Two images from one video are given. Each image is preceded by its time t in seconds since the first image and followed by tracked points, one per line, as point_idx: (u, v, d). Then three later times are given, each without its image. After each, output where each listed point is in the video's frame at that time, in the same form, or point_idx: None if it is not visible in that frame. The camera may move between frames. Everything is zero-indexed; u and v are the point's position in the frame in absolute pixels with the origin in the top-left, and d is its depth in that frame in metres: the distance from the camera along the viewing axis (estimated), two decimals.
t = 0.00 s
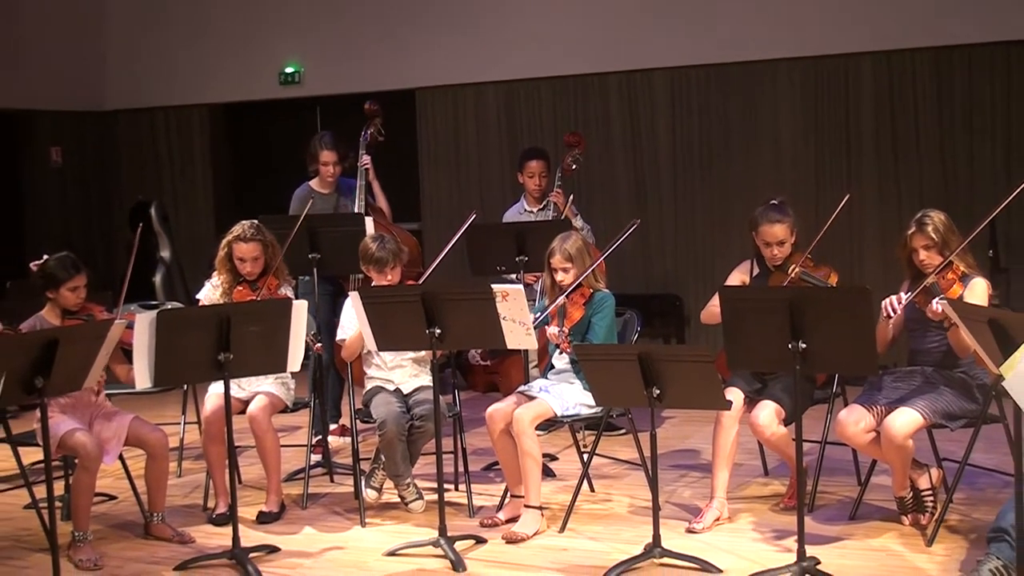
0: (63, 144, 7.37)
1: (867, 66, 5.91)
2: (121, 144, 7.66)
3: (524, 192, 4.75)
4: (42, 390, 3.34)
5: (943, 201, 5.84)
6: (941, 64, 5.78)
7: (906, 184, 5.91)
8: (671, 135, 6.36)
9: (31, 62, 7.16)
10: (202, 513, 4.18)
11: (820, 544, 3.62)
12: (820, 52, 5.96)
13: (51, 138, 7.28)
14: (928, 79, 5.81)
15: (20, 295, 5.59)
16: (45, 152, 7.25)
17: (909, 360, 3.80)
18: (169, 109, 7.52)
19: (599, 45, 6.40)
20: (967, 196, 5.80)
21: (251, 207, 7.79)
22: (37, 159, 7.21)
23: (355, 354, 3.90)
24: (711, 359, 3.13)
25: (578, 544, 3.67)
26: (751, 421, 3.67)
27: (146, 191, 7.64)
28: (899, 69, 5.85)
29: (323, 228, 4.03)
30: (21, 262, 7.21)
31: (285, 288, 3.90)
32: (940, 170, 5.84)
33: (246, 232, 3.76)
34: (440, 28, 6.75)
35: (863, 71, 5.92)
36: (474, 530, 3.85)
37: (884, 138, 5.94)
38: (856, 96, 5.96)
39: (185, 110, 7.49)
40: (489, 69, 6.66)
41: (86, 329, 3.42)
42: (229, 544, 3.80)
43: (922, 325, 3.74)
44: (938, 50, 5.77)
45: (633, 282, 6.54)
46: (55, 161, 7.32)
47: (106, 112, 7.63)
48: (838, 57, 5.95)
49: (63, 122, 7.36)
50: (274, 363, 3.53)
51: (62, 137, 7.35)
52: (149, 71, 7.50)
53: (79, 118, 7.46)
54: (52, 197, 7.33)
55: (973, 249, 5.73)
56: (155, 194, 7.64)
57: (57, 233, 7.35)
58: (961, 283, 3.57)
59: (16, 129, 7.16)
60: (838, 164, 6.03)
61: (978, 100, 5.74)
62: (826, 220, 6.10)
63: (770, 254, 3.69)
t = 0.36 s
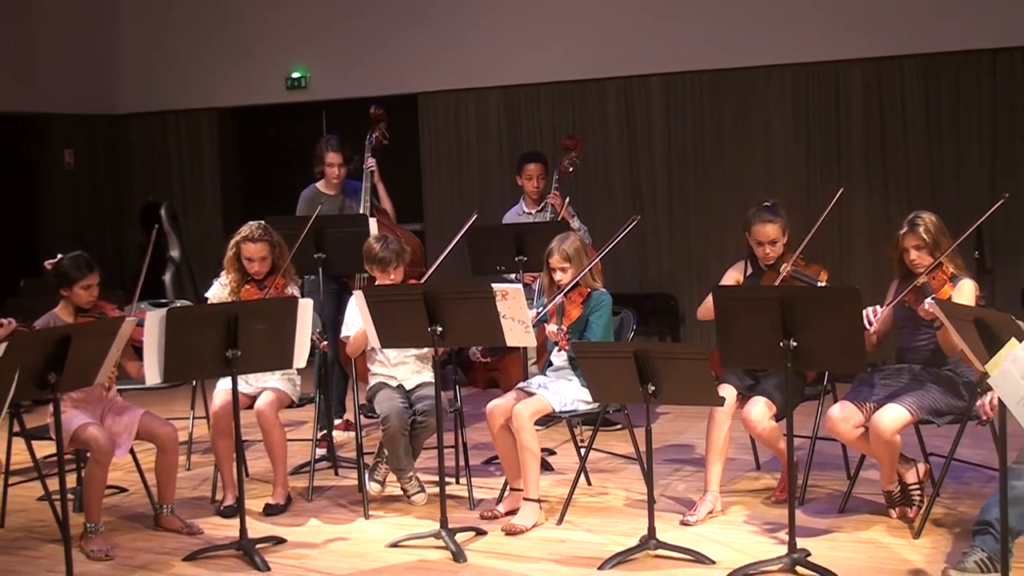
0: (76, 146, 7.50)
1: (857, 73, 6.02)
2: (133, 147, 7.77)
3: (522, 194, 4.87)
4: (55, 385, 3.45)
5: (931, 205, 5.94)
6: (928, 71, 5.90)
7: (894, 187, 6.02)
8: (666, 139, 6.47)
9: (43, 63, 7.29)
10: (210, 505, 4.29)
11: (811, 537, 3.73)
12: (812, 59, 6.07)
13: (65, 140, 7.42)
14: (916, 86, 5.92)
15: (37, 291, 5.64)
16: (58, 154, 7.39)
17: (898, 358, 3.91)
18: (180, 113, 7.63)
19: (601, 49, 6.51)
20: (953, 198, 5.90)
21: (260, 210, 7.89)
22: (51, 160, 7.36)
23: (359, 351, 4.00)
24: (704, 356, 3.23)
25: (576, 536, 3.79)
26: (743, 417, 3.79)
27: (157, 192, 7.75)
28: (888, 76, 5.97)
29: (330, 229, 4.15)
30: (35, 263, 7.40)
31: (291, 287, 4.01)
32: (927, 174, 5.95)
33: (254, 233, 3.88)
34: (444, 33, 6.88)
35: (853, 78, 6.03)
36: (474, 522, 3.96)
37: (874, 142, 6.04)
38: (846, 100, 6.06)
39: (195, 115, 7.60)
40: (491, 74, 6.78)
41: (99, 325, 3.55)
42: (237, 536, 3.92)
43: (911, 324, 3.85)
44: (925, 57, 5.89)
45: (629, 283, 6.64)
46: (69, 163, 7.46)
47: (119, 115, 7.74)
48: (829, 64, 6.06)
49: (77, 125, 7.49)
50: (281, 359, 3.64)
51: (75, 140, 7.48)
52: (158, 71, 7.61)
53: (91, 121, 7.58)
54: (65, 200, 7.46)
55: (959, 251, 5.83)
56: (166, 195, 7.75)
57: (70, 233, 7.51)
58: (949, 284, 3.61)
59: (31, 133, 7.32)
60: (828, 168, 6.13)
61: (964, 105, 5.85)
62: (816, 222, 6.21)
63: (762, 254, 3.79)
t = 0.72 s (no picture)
0: (90, 150, 7.73)
1: (846, 80, 6.15)
2: (144, 151, 8.00)
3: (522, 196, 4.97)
4: (68, 381, 3.56)
5: (919, 208, 6.06)
6: (916, 77, 6.01)
7: (883, 190, 6.14)
8: (661, 143, 6.61)
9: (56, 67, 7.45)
10: (218, 498, 4.42)
11: (802, 530, 3.84)
12: (803, 66, 6.20)
13: (78, 143, 7.64)
14: (904, 92, 6.04)
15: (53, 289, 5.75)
16: (71, 157, 7.61)
17: (886, 356, 4.03)
18: (189, 119, 7.86)
19: (601, 55, 6.65)
20: (940, 202, 6.02)
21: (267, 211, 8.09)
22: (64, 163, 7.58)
23: (362, 348, 4.13)
24: (698, 354, 3.34)
25: (573, 528, 3.91)
26: (736, 413, 3.91)
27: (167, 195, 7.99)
28: (876, 83, 6.09)
29: (336, 230, 4.28)
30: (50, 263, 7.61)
31: (298, 287, 4.14)
32: (915, 179, 6.06)
33: (263, 234, 4.01)
34: (448, 40, 7.03)
35: (842, 85, 6.16)
36: (475, 514, 4.08)
37: (862, 146, 6.17)
38: (835, 106, 6.19)
39: (204, 120, 7.82)
40: (492, 81, 6.95)
41: (110, 324, 3.65)
42: (244, 528, 4.04)
43: (899, 323, 3.96)
44: (913, 64, 6.00)
45: (625, 283, 6.78)
46: (82, 166, 7.68)
47: (131, 119, 7.97)
48: (819, 70, 6.20)
49: (90, 129, 7.70)
50: (288, 356, 3.76)
51: (89, 144, 7.70)
52: (171, 79, 7.83)
53: (104, 125, 7.80)
54: (78, 201, 7.69)
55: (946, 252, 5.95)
56: (177, 197, 7.97)
57: (85, 233, 7.74)
58: (936, 284, 3.71)
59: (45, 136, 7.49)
60: (818, 172, 6.26)
61: (951, 111, 5.96)
62: (806, 224, 6.34)
63: (756, 254, 3.90)
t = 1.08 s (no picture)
0: (101, 152, 7.89)
1: (837, 85, 6.28)
2: (154, 153, 8.18)
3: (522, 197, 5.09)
4: (81, 377, 3.67)
5: (906, 210, 6.20)
6: (903, 83, 6.15)
7: (871, 193, 6.28)
8: (656, 145, 6.76)
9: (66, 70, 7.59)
10: (227, 491, 4.55)
11: (792, 521, 3.96)
12: (795, 71, 6.33)
13: (91, 146, 7.80)
14: (892, 97, 6.18)
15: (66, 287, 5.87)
16: (84, 159, 7.77)
17: (874, 354, 4.16)
18: (199, 123, 8.03)
19: (601, 58, 6.77)
20: (926, 204, 6.16)
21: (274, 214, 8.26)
22: (77, 165, 7.73)
23: (367, 346, 4.25)
24: (692, 351, 3.46)
25: (570, 520, 4.03)
26: (729, 408, 4.03)
27: (176, 196, 8.16)
28: (865, 89, 6.23)
29: (340, 231, 4.40)
30: (59, 263, 7.69)
31: (304, 285, 4.26)
32: (903, 181, 6.21)
33: (269, 234, 4.12)
34: (452, 43, 7.16)
35: (833, 90, 6.30)
36: (476, 507, 4.20)
37: (852, 150, 6.31)
38: (826, 111, 6.33)
39: (213, 123, 7.99)
40: (494, 84, 7.07)
41: (119, 322, 3.76)
42: (251, 519, 4.17)
43: (887, 320, 4.08)
44: (901, 71, 6.14)
45: (621, 282, 6.94)
46: (94, 168, 7.83)
47: (141, 123, 8.16)
48: (810, 76, 6.33)
49: (102, 132, 7.87)
50: (294, 352, 3.88)
51: (101, 147, 7.86)
52: (181, 82, 8.00)
53: (116, 129, 7.99)
54: (89, 201, 7.84)
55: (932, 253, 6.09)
56: (186, 198, 8.14)
57: (96, 233, 7.90)
58: (922, 282, 3.85)
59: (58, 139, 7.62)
60: (808, 174, 6.41)
61: (936, 117, 6.09)
62: (796, 223, 6.51)
63: (747, 256, 4.02)
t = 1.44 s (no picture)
0: (114, 156, 8.12)
1: (828, 92, 6.43)
2: (165, 158, 8.37)
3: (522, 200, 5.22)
4: (94, 374, 3.79)
5: (895, 212, 6.34)
6: (893, 89, 6.28)
7: (862, 196, 6.42)
8: (653, 150, 6.89)
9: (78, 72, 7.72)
10: (235, 484, 4.68)
11: (784, 514, 4.09)
12: (788, 78, 6.47)
13: (104, 150, 8.01)
14: (882, 103, 6.31)
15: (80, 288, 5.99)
16: (98, 162, 7.96)
17: (864, 352, 4.29)
18: (208, 128, 8.19)
19: (602, 63, 6.90)
20: (915, 206, 6.30)
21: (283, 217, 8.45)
22: (91, 168, 7.92)
23: (372, 344, 4.38)
24: (688, 350, 3.57)
25: (569, 513, 4.15)
26: (723, 404, 4.15)
27: (187, 199, 8.35)
28: (856, 95, 6.36)
29: (346, 232, 4.53)
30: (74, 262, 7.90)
31: (311, 285, 4.38)
32: (892, 185, 6.35)
33: (278, 235, 4.25)
34: (456, 48, 7.29)
35: (825, 97, 6.44)
36: (477, 500, 4.33)
37: (844, 154, 6.45)
38: (818, 117, 6.47)
39: (222, 128, 8.14)
40: (496, 90, 7.21)
41: (130, 321, 3.89)
42: (260, 512, 4.30)
43: (875, 319, 4.22)
44: (891, 77, 6.27)
45: (619, 282, 7.10)
46: (107, 171, 8.03)
47: (153, 128, 8.35)
48: (802, 83, 6.47)
49: (115, 136, 8.09)
50: (302, 350, 4.01)
51: (115, 150, 8.08)
52: (191, 85, 8.14)
53: (130, 133, 8.23)
54: (101, 204, 8.02)
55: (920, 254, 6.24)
56: (196, 199, 8.34)
57: (109, 234, 8.11)
58: (909, 282, 3.97)
59: (72, 143, 7.84)
60: (800, 178, 6.55)
61: (925, 123, 6.23)
62: (788, 224, 6.65)
63: (742, 256, 4.13)
